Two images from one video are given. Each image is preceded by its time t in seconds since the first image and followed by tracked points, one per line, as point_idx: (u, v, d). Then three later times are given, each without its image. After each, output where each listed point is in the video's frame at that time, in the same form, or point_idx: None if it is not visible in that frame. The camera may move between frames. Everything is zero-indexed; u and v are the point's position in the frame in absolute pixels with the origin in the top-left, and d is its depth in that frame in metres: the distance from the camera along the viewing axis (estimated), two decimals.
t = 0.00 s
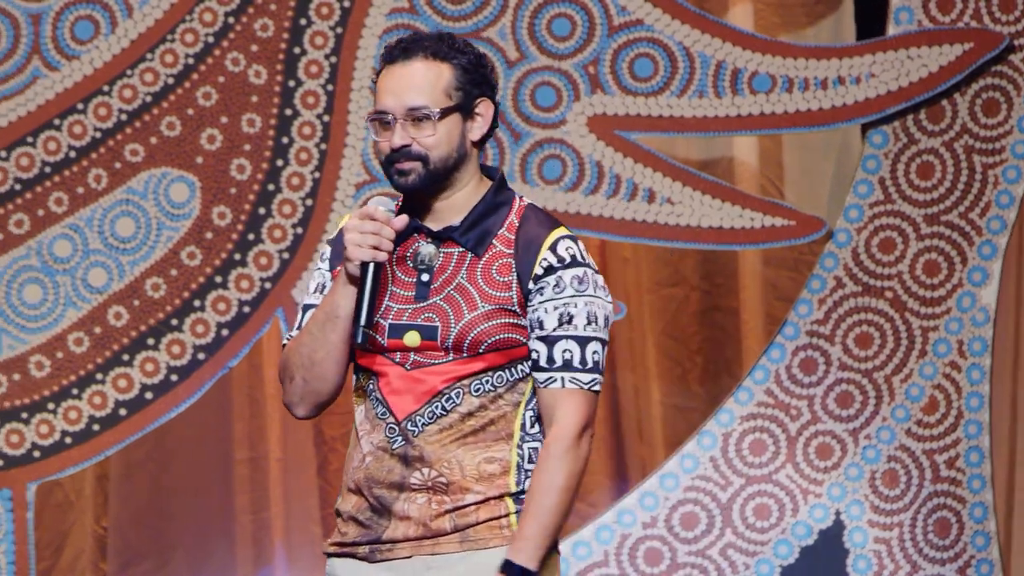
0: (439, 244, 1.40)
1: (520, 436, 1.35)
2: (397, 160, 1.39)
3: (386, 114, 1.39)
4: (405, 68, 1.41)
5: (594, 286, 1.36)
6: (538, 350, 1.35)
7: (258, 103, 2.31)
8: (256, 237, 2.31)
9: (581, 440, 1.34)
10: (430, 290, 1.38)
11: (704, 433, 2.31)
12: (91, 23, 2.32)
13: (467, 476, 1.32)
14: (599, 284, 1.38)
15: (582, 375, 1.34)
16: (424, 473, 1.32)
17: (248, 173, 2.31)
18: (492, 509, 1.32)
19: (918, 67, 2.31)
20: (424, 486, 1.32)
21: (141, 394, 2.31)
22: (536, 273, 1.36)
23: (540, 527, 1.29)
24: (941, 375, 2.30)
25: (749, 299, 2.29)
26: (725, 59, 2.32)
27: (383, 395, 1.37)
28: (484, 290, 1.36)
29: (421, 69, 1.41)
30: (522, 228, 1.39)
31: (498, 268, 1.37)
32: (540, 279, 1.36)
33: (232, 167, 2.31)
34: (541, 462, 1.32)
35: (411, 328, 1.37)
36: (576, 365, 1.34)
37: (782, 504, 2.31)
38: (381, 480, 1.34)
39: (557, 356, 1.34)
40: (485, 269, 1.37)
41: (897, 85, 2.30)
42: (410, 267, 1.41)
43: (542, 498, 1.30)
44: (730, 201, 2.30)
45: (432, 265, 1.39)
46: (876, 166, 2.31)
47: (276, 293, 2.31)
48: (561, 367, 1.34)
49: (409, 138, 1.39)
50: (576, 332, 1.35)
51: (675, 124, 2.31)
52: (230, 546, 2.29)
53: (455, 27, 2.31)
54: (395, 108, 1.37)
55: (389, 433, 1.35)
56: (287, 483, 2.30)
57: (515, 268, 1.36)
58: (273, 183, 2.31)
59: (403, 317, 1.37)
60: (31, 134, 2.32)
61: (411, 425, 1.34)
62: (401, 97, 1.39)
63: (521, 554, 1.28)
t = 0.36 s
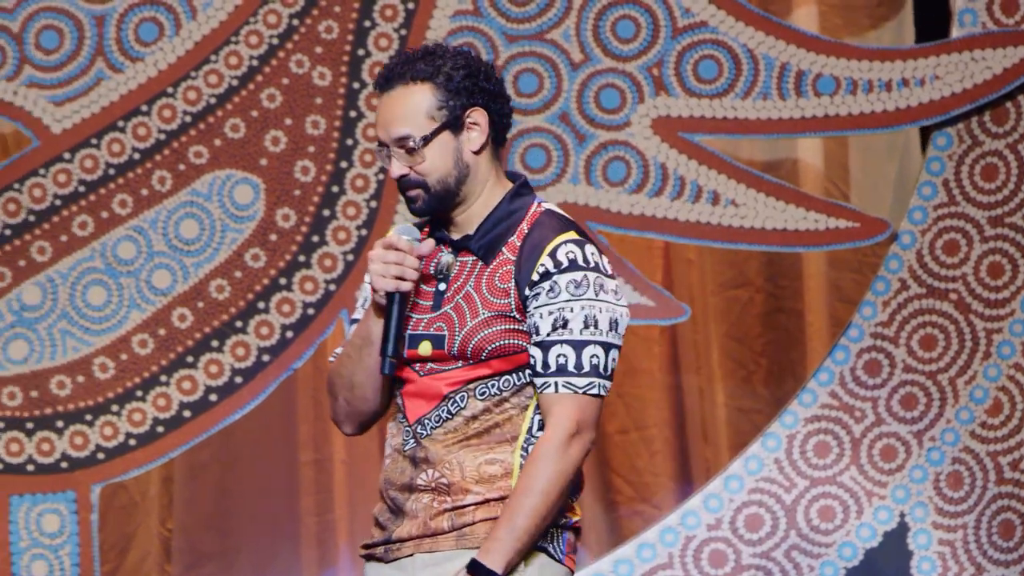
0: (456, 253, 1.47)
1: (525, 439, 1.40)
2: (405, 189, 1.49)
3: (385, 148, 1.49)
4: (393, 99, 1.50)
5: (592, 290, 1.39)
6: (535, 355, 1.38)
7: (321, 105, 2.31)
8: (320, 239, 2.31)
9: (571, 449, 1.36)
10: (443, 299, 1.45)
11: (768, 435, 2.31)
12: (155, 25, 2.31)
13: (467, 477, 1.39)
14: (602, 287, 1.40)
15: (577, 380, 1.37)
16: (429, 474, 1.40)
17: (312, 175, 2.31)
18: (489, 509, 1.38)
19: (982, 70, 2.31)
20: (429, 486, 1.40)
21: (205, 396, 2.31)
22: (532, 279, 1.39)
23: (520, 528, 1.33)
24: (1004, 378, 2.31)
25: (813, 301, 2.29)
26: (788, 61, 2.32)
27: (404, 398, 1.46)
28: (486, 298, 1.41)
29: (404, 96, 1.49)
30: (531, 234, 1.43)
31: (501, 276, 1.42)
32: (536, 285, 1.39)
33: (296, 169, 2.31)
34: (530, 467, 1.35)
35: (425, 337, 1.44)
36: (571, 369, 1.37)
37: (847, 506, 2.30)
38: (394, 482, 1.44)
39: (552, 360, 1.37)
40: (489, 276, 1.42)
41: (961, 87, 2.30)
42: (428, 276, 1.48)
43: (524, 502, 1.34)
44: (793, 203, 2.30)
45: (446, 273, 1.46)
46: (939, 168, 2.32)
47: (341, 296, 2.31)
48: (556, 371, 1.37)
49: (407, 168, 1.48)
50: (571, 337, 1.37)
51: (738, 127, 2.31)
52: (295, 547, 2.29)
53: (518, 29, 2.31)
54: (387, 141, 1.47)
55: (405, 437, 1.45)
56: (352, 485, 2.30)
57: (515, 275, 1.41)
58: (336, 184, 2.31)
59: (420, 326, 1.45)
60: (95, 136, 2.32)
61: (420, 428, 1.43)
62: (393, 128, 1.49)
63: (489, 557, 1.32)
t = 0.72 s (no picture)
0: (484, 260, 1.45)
1: (534, 442, 1.37)
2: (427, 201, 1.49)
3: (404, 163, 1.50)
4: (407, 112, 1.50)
5: (597, 292, 1.34)
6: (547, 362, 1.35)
7: (395, 106, 2.30)
8: (394, 240, 2.30)
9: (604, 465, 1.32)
10: (467, 305, 1.43)
11: (842, 437, 2.30)
12: (228, 26, 2.31)
13: (475, 481, 1.37)
14: (610, 289, 1.35)
15: (587, 386, 1.33)
16: (443, 479, 1.39)
17: (386, 176, 2.31)
18: (494, 517, 1.35)
19: None
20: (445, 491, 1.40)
21: (278, 398, 2.31)
22: (536, 285, 1.36)
23: (576, 552, 1.30)
24: None
25: (888, 302, 2.29)
26: (862, 63, 2.32)
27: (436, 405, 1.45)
28: (498, 304, 1.39)
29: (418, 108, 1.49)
30: (544, 238, 1.39)
31: (512, 281, 1.39)
32: (542, 291, 1.36)
33: (370, 169, 2.31)
34: (568, 496, 1.31)
35: (452, 344, 1.43)
36: (582, 376, 1.33)
37: (921, 507, 2.30)
38: (422, 488, 1.44)
39: (561, 368, 1.34)
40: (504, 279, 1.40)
41: None
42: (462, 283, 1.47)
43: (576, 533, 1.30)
44: (867, 204, 2.30)
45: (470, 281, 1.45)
46: (1014, 169, 2.31)
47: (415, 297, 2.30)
48: (565, 379, 1.33)
49: (425, 180, 1.47)
50: (579, 342, 1.34)
51: (812, 128, 2.31)
52: (370, 548, 2.29)
53: (592, 31, 2.31)
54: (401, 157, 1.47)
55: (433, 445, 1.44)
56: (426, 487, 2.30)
57: (522, 280, 1.37)
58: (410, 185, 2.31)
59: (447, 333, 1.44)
60: (169, 137, 2.31)
61: (441, 433, 1.42)
62: (408, 141, 1.48)
63: None
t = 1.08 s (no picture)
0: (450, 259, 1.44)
1: (493, 445, 1.35)
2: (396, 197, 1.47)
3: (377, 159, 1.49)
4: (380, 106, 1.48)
5: (558, 297, 1.32)
6: (510, 367, 1.33)
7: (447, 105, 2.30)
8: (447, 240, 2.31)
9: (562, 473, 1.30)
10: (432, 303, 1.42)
11: (894, 436, 2.31)
12: (281, 26, 2.31)
13: (437, 486, 1.36)
14: (571, 293, 1.33)
15: (550, 391, 1.31)
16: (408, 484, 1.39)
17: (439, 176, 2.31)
18: (456, 522, 1.34)
19: None
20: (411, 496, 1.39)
21: (330, 397, 2.31)
22: (498, 290, 1.34)
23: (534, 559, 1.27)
24: None
25: (940, 301, 2.29)
26: (915, 62, 2.32)
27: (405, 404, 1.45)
28: (460, 305, 1.38)
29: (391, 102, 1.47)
30: (508, 241, 1.37)
31: (474, 283, 1.38)
32: (503, 294, 1.34)
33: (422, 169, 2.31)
34: (525, 502, 1.29)
35: (417, 342, 1.42)
36: (546, 382, 1.31)
37: (972, 506, 2.30)
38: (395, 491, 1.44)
39: (524, 374, 1.32)
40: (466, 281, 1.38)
41: None
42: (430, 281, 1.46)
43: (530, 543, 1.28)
44: (920, 204, 2.30)
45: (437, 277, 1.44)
46: None
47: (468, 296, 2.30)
48: (529, 386, 1.31)
49: (394, 175, 1.46)
50: (541, 348, 1.32)
51: (865, 127, 2.31)
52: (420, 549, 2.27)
53: (645, 30, 2.31)
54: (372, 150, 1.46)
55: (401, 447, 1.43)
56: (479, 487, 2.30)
57: (484, 284, 1.36)
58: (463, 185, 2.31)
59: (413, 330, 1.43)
60: (221, 136, 2.32)
61: (406, 437, 1.42)
62: (379, 135, 1.47)
63: None
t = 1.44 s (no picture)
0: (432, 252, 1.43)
1: (471, 442, 1.35)
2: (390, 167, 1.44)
3: (375, 128, 1.45)
4: (385, 79, 1.47)
5: (544, 300, 1.32)
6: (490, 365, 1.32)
7: (522, 107, 2.30)
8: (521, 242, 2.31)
9: (518, 462, 1.28)
10: (412, 296, 1.41)
11: (969, 437, 2.31)
12: (355, 27, 2.31)
13: (416, 483, 1.36)
14: (557, 297, 1.33)
15: (527, 393, 1.30)
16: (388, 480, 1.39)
17: (512, 178, 2.31)
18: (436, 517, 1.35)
19: None
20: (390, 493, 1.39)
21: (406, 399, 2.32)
22: (482, 289, 1.33)
23: (450, 505, 1.27)
24: None
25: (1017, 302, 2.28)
26: (989, 64, 2.32)
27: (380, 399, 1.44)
28: (443, 303, 1.36)
29: (399, 75, 1.47)
30: (493, 241, 1.36)
31: (459, 280, 1.37)
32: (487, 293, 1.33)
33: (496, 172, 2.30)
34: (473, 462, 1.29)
35: (395, 334, 1.40)
36: (523, 382, 1.30)
37: None
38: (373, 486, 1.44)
39: (502, 373, 1.31)
40: (447, 280, 1.37)
41: None
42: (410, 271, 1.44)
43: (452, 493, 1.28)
44: (994, 205, 2.30)
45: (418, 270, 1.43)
46: None
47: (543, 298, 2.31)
48: (505, 384, 1.31)
49: (398, 145, 1.44)
50: (522, 349, 1.31)
51: (940, 129, 2.31)
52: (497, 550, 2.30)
53: (719, 32, 2.31)
54: (379, 116, 1.43)
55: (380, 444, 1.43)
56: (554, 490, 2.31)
57: (470, 282, 1.35)
58: (537, 187, 2.31)
59: (393, 322, 1.41)
60: (296, 138, 2.32)
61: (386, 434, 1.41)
62: (385, 105, 1.45)
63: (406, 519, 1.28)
